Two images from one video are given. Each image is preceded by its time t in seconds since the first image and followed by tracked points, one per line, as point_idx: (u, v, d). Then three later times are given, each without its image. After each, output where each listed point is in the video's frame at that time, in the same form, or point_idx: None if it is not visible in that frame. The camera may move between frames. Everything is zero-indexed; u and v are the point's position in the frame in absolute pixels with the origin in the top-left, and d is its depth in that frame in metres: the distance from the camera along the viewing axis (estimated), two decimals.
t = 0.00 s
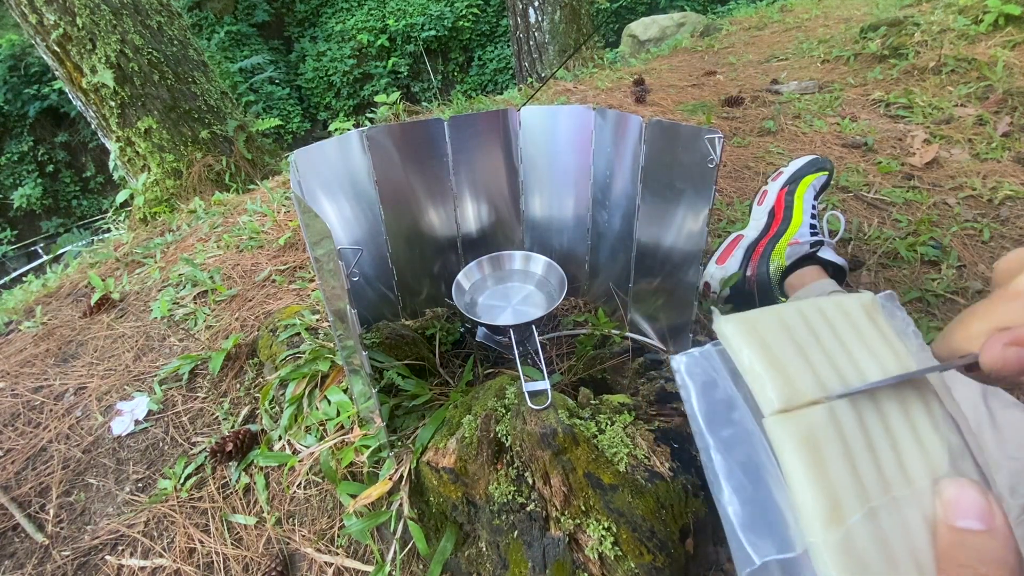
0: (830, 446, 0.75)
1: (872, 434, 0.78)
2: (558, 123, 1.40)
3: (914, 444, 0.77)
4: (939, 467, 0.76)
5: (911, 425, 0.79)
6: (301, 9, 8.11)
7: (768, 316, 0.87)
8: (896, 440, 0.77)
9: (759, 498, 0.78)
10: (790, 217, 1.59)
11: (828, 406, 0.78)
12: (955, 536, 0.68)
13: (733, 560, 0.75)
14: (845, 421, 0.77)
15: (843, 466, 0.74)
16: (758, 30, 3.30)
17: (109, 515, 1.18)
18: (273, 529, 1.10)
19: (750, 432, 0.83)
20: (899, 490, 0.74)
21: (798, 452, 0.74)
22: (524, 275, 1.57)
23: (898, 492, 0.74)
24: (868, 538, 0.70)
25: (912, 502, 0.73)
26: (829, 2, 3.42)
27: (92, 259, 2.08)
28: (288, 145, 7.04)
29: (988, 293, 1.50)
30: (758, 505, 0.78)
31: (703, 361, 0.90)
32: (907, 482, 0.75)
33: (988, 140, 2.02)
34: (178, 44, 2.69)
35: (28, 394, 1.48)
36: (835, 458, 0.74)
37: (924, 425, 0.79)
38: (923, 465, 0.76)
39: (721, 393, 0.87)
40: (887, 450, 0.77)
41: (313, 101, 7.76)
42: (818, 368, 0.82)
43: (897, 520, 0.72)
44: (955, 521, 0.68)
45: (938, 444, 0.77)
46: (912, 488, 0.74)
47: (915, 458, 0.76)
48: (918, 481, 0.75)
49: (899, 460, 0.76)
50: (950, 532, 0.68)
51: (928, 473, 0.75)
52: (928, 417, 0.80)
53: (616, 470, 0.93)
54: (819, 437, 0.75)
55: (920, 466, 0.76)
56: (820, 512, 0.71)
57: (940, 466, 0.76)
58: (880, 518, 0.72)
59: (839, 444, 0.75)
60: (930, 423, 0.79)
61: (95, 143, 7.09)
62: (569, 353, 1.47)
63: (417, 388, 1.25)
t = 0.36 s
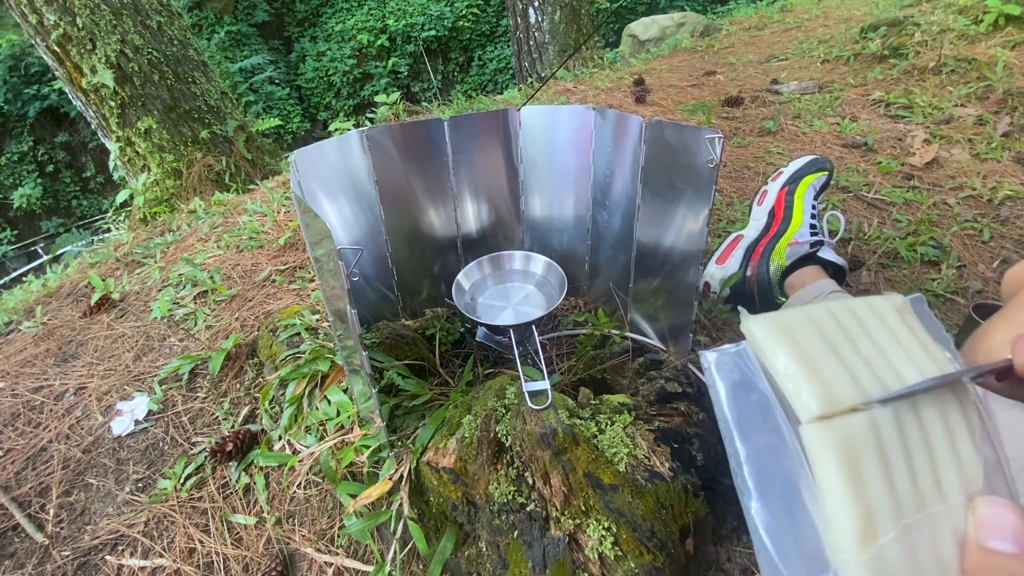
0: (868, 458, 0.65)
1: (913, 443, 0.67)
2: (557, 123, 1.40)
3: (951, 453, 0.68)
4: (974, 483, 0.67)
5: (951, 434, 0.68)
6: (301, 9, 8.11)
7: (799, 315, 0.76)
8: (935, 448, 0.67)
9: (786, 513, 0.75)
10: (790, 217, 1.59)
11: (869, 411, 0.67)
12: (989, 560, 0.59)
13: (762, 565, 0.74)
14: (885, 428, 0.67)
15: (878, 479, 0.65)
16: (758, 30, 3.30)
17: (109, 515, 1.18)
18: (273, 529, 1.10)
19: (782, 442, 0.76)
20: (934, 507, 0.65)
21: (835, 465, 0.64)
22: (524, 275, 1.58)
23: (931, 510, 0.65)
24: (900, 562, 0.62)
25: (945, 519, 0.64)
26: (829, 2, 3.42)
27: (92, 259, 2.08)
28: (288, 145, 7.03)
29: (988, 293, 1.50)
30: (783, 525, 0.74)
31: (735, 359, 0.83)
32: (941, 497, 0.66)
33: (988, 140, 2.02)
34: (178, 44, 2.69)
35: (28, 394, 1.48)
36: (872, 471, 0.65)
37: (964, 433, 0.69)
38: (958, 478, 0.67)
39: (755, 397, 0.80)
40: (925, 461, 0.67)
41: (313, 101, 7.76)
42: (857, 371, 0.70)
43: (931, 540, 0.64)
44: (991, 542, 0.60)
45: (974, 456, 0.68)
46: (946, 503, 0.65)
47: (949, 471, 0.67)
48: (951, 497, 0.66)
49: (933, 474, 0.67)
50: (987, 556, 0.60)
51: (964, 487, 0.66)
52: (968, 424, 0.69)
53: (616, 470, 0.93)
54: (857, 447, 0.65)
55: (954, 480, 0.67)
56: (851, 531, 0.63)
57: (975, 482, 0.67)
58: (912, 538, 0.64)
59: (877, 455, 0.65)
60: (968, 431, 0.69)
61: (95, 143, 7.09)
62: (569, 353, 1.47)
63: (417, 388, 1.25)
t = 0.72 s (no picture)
0: (855, 419, 0.66)
1: (903, 407, 0.68)
2: (557, 123, 1.40)
3: (949, 419, 0.68)
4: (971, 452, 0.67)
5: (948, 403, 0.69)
6: (301, 9, 8.11)
7: (795, 280, 0.79)
8: (931, 414, 0.68)
9: (764, 459, 0.75)
10: (791, 217, 1.59)
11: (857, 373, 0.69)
12: (980, 530, 0.59)
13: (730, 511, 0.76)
14: (876, 392, 0.68)
15: (864, 439, 0.66)
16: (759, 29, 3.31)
17: (109, 515, 1.18)
18: (273, 529, 1.10)
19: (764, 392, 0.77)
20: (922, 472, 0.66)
21: (817, 421, 0.66)
22: (524, 275, 1.58)
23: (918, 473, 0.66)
24: (876, 519, 0.65)
25: (931, 483, 0.66)
26: (830, 2, 3.42)
27: (92, 259, 2.08)
28: (288, 145, 7.04)
29: (988, 293, 1.50)
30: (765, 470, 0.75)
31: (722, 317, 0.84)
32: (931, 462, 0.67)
33: (988, 140, 2.02)
34: (178, 44, 2.69)
35: (28, 394, 1.48)
36: (858, 431, 0.66)
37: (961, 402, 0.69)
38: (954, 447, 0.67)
39: (739, 353, 0.81)
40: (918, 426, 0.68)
41: (313, 101, 7.76)
42: (847, 328, 0.74)
43: (914, 503, 0.65)
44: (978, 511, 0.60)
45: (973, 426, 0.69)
46: (932, 466, 0.66)
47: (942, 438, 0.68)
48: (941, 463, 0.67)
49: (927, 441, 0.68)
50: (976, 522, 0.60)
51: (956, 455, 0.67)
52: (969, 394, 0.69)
53: (616, 470, 0.93)
54: (844, 405, 0.67)
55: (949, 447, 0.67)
56: (829, 483, 0.65)
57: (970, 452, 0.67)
58: (894, 499, 0.65)
59: (864, 416, 0.67)
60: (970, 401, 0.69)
61: (94, 143, 7.08)
62: (569, 353, 1.47)
63: (417, 388, 1.26)
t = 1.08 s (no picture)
0: (812, 413, 0.76)
1: (852, 399, 0.79)
2: (557, 123, 1.40)
3: (891, 403, 0.80)
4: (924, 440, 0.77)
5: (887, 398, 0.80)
6: (301, 9, 8.11)
7: (759, 290, 0.87)
8: (877, 408, 0.79)
9: (746, 457, 0.80)
10: (791, 218, 1.59)
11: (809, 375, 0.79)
12: (937, 497, 0.66)
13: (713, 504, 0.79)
14: (824, 383, 0.79)
15: (825, 429, 0.75)
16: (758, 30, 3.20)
17: (109, 515, 1.18)
18: (273, 529, 1.10)
19: (733, 392, 0.83)
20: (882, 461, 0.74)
21: (780, 413, 0.75)
22: (524, 275, 1.58)
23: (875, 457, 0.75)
24: (846, 498, 0.71)
25: (887, 461, 0.75)
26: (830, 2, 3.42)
27: (92, 259, 2.08)
28: (288, 145, 7.04)
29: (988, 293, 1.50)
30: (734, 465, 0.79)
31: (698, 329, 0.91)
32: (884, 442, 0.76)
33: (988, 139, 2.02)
34: (178, 44, 2.69)
35: (28, 394, 1.48)
36: (816, 421, 0.75)
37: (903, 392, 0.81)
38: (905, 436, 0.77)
39: (711, 360, 0.87)
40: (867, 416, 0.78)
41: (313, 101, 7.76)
42: (802, 337, 0.82)
43: (870, 477, 0.73)
44: (932, 482, 0.68)
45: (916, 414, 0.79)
46: (886, 445, 0.76)
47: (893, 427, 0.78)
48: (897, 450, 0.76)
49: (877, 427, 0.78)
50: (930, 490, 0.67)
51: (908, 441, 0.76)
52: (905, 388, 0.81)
53: (616, 470, 0.93)
54: (801, 401, 0.77)
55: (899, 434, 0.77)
56: (797, 470, 0.72)
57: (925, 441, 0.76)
58: (855, 476, 0.73)
59: (817, 404, 0.77)
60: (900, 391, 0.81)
61: (94, 143, 7.08)
62: (569, 353, 1.47)
63: (417, 388, 1.26)
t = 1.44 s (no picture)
0: (803, 415, 0.61)
1: (847, 397, 0.64)
2: (557, 123, 1.40)
3: (887, 397, 0.65)
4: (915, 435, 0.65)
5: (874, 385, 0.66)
6: (301, 9, 8.11)
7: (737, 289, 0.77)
8: (868, 399, 0.64)
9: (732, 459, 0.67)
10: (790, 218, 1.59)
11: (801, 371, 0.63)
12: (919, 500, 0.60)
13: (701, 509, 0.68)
14: (820, 379, 0.63)
15: (819, 434, 0.61)
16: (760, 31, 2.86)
17: (109, 515, 1.18)
18: (273, 529, 1.10)
19: (728, 393, 0.68)
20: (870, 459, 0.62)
21: (773, 423, 0.60)
22: (524, 275, 1.58)
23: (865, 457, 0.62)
24: (835, 511, 0.60)
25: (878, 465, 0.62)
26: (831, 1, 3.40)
27: (92, 259, 2.08)
28: (288, 145, 7.04)
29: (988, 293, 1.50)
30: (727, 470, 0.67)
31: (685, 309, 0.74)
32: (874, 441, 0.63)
33: (988, 139, 2.02)
34: (178, 44, 2.69)
35: (28, 394, 1.48)
36: (808, 422, 0.61)
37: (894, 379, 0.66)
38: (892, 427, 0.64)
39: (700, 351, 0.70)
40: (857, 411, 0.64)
41: (313, 101, 7.76)
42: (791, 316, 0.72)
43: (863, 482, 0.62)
44: (915, 482, 0.61)
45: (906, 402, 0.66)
46: (878, 446, 0.63)
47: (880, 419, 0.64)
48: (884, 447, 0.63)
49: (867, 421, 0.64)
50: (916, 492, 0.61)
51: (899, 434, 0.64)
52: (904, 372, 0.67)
53: (616, 470, 0.93)
54: (792, 400, 0.61)
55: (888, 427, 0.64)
56: (787, 482, 0.59)
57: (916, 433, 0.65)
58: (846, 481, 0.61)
59: (812, 406, 0.61)
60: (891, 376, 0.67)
61: (94, 143, 7.07)
62: (569, 353, 1.47)
63: (417, 388, 1.26)
